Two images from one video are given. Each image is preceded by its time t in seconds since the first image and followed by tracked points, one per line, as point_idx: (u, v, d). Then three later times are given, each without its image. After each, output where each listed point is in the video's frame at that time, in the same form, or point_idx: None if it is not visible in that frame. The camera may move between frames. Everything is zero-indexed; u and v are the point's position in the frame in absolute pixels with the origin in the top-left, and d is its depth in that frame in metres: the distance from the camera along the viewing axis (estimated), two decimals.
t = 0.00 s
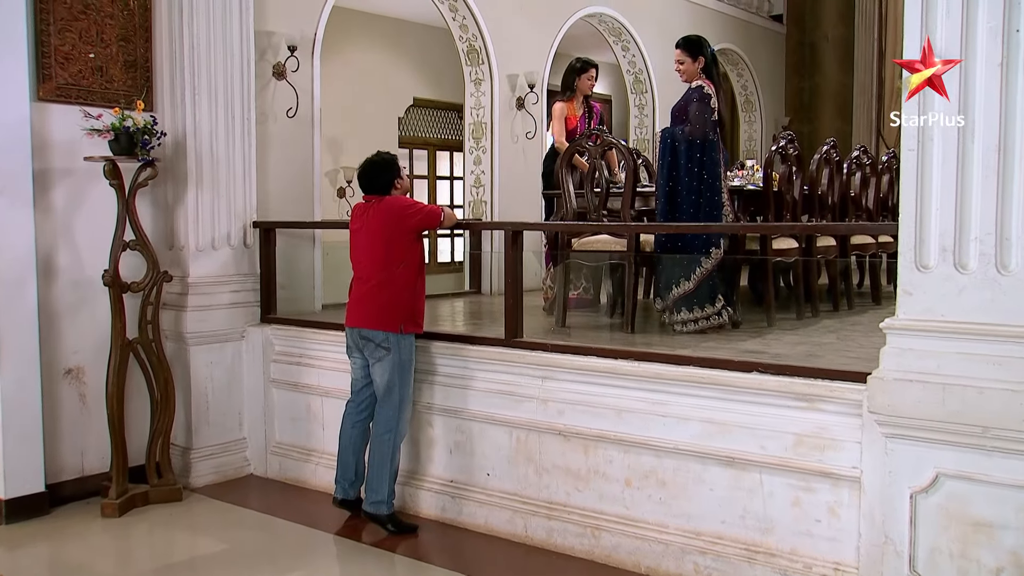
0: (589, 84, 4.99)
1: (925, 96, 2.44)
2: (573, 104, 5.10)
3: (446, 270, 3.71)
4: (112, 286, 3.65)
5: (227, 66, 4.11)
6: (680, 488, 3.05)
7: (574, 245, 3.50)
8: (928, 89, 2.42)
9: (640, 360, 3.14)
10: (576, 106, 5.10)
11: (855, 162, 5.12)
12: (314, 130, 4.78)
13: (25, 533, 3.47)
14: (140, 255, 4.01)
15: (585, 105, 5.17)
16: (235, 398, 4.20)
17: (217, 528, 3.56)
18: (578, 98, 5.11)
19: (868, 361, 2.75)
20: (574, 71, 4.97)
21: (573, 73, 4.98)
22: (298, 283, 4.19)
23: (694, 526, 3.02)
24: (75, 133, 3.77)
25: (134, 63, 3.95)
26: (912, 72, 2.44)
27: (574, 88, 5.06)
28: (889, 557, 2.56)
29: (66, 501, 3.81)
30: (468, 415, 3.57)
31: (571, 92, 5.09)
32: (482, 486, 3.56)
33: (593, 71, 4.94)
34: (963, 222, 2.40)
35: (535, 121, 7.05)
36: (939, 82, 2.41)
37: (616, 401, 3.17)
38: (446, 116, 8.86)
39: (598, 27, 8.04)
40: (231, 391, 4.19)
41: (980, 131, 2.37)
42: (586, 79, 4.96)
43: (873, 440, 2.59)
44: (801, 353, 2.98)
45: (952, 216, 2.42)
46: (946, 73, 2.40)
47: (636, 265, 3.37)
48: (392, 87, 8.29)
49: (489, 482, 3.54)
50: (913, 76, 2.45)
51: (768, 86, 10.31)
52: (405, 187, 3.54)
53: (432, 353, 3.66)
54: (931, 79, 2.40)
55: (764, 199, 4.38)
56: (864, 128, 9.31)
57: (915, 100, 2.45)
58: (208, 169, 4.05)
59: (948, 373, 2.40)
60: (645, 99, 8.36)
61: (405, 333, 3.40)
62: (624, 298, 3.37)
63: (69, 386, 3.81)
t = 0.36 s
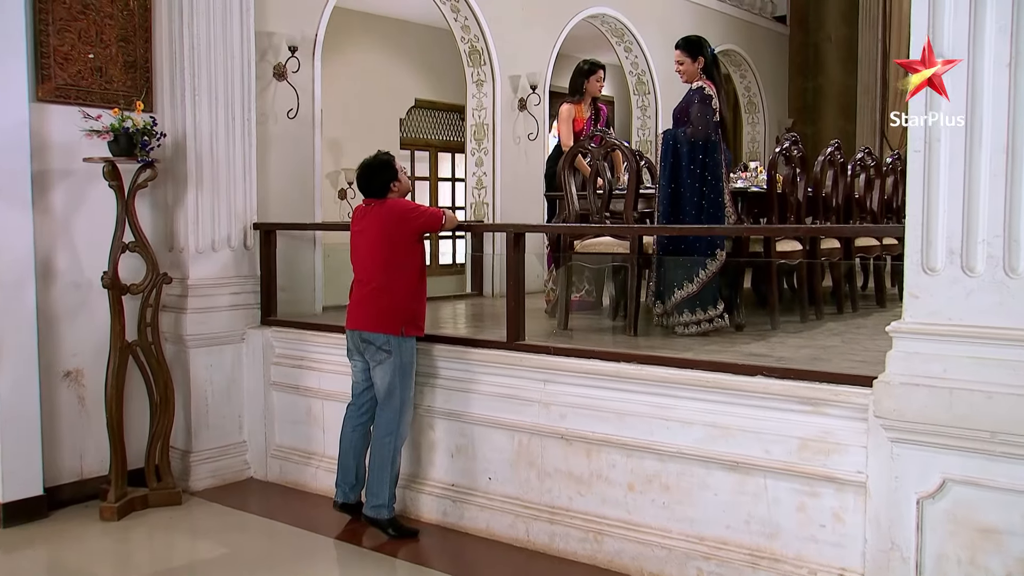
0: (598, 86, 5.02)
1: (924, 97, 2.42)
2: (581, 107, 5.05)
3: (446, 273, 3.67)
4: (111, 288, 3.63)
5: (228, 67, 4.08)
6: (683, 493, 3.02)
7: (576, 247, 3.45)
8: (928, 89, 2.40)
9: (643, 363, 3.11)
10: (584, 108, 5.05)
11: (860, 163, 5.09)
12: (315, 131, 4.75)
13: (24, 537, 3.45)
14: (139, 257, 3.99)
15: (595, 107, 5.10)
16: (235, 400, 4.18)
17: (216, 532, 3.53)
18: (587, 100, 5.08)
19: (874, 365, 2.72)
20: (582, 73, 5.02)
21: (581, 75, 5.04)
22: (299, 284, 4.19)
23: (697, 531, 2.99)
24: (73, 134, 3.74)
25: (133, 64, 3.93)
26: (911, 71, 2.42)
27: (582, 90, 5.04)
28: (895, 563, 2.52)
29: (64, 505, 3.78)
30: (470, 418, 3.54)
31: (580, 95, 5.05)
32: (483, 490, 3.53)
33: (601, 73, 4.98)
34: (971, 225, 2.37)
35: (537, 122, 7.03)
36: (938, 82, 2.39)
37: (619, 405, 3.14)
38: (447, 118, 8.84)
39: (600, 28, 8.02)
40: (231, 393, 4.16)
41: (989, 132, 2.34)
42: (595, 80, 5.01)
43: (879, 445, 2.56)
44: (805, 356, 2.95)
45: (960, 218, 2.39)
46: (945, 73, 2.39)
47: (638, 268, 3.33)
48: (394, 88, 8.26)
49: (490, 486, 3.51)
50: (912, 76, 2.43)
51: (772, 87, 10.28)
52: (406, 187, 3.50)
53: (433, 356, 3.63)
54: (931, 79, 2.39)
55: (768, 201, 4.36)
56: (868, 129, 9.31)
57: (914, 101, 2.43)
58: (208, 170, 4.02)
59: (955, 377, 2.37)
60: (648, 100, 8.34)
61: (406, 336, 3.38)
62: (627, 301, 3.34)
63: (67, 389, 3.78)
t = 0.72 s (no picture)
0: (604, 88, 4.98)
1: (925, 97, 2.39)
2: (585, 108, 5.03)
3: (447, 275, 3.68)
4: (111, 290, 3.60)
5: (228, 68, 4.06)
6: (686, 498, 2.98)
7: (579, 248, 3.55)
8: (928, 89, 2.38)
9: (646, 366, 3.08)
10: (588, 110, 5.02)
11: (864, 165, 5.06)
12: (317, 132, 4.73)
13: (21, 542, 3.42)
14: (139, 260, 3.96)
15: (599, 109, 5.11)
16: (235, 404, 4.15)
17: (215, 537, 3.50)
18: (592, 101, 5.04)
19: (880, 369, 2.69)
20: (588, 75, 4.96)
21: (587, 77, 4.98)
22: (298, 288, 4.13)
23: (701, 536, 2.95)
24: (72, 135, 3.72)
25: (133, 65, 3.90)
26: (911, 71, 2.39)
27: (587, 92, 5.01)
28: (902, 570, 2.49)
29: (62, 509, 3.75)
30: (472, 422, 3.51)
31: (585, 97, 5.03)
32: (485, 495, 3.50)
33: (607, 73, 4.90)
34: (979, 227, 2.33)
35: (538, 124, 7.00)
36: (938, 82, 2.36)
37: (622, 409, 3.11)
38: (448, 119, 8.82)
39: (603, 29, 7.99)
40: (231, 397, 4.13)
41: (998, 132, 2.31)
42: (601, 82, 4.95)
43: (886, 449, 2.53)
44: (810, 359, 2.92)
45: (968, 221, 2.35)
46: (946, 73, 2.36)
47: (641, 269, 3.37)
48: (395, 89, 8.24)
49: (492, 491, 3.48)
50: (913, 76, 2.40)
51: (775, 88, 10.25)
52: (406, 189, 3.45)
53: (435, 359, 3.60)
54: (931, 79, 2.35)
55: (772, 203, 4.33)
56: (872, 131, 9.28)
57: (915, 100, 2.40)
58: (208, 173, 4.00)
59: (963, 382, 2.34)
60: (651, 102, 8.31)
61: (407, 340, 3.35)
62: (630, 304, 3.34)
63: (66, 393, 3.76)
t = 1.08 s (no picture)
0: (610, 91, 4.93)
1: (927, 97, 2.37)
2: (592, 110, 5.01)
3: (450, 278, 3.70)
4: (109, 294, 3.57)
5: (228, 70, 4.04)
6: (690, 504, 2.95)
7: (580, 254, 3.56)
8: (928, 89, 2.36)
9: (649, 371, 3.05)
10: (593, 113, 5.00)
11: (868, 168, 5.03)
12: (317, 135, 4.71)
13: (18, 547, 3.39)
14: (138, 263, 3.94)
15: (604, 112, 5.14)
16: (234, 408, 4.12)
17: (214, 542, 3.47)
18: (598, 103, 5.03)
19: (886, 374, 2.66)
20: (594, 78, 4.91)
21: (593, 81, 4.93)
22: (297, 292, 4.10)
23: (705, 543, 2.92)
24: (71, 137, 3.69)
25: (132, 66, 3.88)
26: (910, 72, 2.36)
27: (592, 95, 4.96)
28: None
29: (59, 514, 3.72)
30: (473, 426, 3.47)
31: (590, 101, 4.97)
32: (486, 500, 3.47)
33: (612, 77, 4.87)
34: (987, 231, 2.30)
35: (540, 126, 6.98)
36: (938, 82, 2.34)
37: (625, 414, 3.08)
38: (449, 121, 8.80)
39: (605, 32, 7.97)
40: (231, 400, 4.10)
41: (1007, 134, 2.28)
42: (607, 85, 4.91)
43: (892, 455, 2.49)
44: (815, 364, 2.88)
45: (976, 224, 2.32)
46: (945, 73, 2.34)
47: (644, 272, 3.29)
48: (396, 92, 8.21)
49: (493, 496, 3.44)
50: (913, 76, 2.38)
51: (778, 91, 10.22)
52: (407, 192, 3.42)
53: (436, 363, 3.57)
54: (931, 79, 2.33)
55: (776, 205, 4.29)
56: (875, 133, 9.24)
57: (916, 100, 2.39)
58: (208, 175, 3.97)
59: (971, 387, 2.31)
60: (653, 104, 8.28)
61: (407, 344, 3.32)
62: (632, 308, 3.28)
63: (64, 397, 3.73)
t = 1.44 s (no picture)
0: (616, 96, 4.93)
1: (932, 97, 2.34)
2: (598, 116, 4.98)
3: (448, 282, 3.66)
4: (106, 298, 3.54)
5: (226, 72, 4.01)
6: (692, 511, 2.92)
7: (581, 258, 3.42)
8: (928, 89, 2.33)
9: (650, 376, 3.02)
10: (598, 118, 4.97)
11: (870, 171, 5.00)
12: (315, 138, 4.68)
13: (14, 554, 3.35)
14: (135, 267, 3.91)
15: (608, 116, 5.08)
16: (232, 414, 4.08)
17: (211, 549, 3.44)
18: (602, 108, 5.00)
19: (890, 379, 2.63)
20: (599, 83, 4.92)
21: (598, 86, 4.93)
22: (296, 295, 4.12)
23: (707, 550, 2.89)
24: (67, 140, 3.67)
25: (129, 69, 3.87)
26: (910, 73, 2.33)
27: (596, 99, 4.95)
28: None
29: (55, 521, 3.69)
30: (474, 432, 3.44)
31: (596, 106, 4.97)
32: (486, 506, 3.43)
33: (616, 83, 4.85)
34: (993, 235, 2.27)
35: (541, 129, 6.95)
36: (938, 82, 2.31)
37: (626, 420, 3.04)
38: (449, 125, 8.79)
39: (606, 34, 7.95)
40: (228, 405, 4.07)
41: (1012, 136, 2.25)
42: (613, 90, 4.91)
43: (897, 462, 2.46)
44: (818, 369, 2.85)
45: (982, 228, 2.29)
46: (945, 73, 2.31)
47: (645, 276, 3.27)
48: (396, 96, 8.19)
49: (493, 502, 3.41)
50: (912, 76, 2.34)
51: (779, 94, 10.20)
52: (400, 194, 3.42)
53: (436, 368, 3.53)
54: (932, 78, 2.30)
55: (777, 209, 4.26)
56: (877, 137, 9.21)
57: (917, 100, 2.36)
58: (208, 178, 3.96)
59: (977, 394, 2.28)
60: (654, 107, 8.26)
61: (407, 349, 3.29)
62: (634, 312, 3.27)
63: (59, 402, 3.70)
